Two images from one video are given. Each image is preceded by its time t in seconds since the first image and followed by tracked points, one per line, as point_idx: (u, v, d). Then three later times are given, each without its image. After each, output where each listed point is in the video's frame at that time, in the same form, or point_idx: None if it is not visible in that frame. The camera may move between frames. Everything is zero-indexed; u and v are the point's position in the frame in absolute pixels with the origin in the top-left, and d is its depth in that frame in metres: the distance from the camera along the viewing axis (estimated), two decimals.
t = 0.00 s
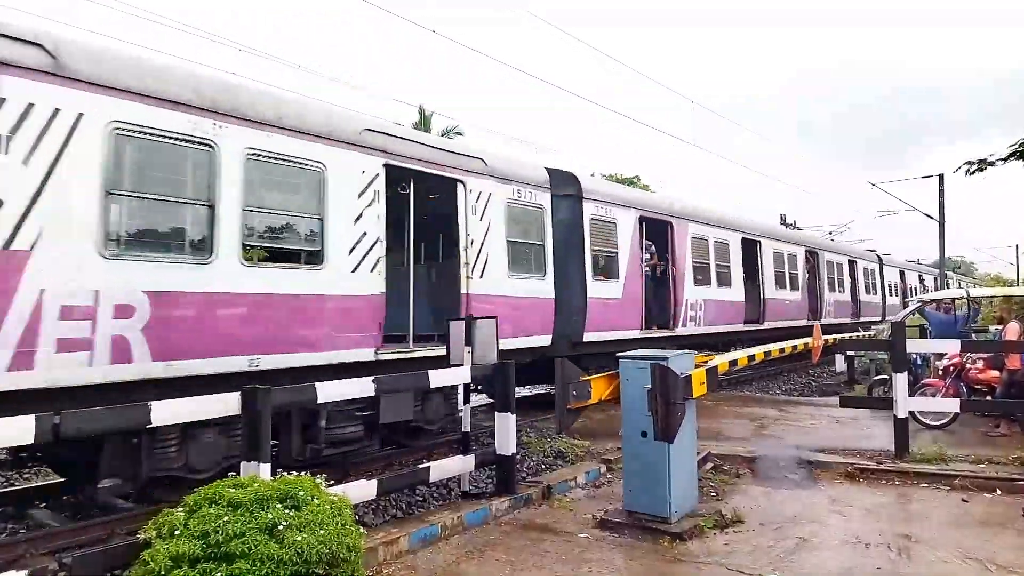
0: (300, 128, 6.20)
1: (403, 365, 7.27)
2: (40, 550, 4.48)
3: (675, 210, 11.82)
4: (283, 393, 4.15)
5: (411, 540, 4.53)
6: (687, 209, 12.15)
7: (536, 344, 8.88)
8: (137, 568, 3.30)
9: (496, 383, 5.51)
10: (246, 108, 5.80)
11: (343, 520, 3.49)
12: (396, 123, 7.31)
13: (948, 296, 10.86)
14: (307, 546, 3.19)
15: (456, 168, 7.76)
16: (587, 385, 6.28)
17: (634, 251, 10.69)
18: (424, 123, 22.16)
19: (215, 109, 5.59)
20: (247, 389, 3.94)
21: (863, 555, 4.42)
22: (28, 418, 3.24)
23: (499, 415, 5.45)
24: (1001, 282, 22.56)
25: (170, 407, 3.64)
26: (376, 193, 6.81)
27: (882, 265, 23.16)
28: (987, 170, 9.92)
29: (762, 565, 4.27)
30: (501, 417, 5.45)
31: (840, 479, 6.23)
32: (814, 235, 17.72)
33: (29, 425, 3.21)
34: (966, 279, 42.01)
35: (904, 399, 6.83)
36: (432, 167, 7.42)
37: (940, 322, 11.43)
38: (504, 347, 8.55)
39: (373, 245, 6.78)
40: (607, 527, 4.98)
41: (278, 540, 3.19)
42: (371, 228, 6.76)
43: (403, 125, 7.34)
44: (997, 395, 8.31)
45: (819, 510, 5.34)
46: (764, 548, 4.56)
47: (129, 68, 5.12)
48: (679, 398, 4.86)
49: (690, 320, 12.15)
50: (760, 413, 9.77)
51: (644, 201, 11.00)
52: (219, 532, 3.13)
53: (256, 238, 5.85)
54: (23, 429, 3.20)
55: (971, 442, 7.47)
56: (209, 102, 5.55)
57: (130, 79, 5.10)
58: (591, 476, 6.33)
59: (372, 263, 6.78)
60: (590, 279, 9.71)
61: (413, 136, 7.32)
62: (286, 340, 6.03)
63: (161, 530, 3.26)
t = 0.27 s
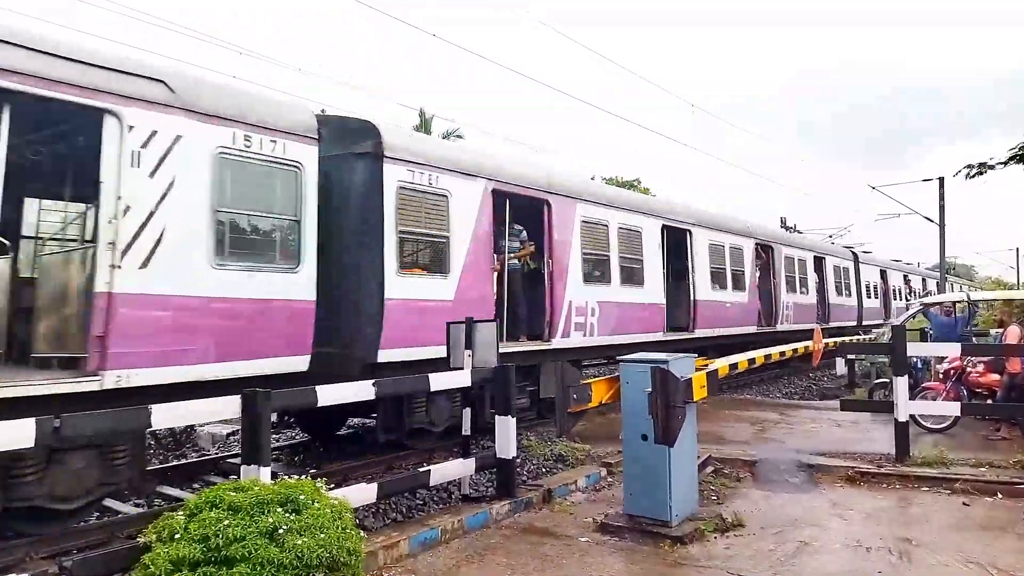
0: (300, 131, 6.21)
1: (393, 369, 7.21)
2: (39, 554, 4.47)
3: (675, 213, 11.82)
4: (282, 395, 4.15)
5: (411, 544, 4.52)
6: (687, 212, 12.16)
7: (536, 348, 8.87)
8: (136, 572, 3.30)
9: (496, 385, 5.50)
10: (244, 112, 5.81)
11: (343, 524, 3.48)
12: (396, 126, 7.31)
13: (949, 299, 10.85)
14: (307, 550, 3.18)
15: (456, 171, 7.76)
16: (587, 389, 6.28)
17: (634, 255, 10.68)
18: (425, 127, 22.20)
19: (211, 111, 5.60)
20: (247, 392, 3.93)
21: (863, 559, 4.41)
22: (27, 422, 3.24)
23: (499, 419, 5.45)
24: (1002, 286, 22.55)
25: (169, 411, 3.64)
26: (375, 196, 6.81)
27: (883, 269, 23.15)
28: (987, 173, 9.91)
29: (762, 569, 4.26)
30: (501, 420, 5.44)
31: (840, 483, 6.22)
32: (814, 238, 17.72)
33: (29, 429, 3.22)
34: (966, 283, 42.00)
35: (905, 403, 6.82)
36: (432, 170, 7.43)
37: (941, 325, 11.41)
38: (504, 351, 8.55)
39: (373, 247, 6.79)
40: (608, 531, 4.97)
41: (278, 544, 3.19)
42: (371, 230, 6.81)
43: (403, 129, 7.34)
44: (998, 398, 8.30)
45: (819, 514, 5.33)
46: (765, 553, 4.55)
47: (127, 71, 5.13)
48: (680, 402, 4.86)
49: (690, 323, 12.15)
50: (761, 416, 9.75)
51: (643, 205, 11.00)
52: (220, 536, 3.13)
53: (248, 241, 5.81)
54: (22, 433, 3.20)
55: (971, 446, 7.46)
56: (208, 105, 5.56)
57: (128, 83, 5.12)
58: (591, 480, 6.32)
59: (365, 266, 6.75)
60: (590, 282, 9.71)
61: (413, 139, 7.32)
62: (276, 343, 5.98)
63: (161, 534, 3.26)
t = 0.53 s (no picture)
0: (301, 133, 6.23)
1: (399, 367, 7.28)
2: (40, 554, 4.48)
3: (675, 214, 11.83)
4: (283, 396, 4.15)
5: (412, 545, 4.52)
6: (688, 213, 12.16)
7: (537, 348, 8.88)
8: (137, 572, 3.30)
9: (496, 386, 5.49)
10: (245, 114, 5.83)
11: (344, 525, 3.48)
12: (396, 128, 7.32)
13: (950, 300, 10.84)
14: (307, 551, 3.19)
15: (458, 173, 7.78)
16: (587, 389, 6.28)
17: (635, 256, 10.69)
18: (426, 129, 22.22)
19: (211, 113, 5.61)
20: (248, 393, 3.93)
21: (864, 560, 4.41)
22: (28, 422, 3.24)
23: (500, 419, 5.45)
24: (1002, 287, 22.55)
25: (170, 411, 3.64)
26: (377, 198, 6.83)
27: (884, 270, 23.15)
28: (988, 175, 9.91)
29: (762, 570, 4.26)
30: (501, 421, 5.44)
31: (840, 484, 6.22)
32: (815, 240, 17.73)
33: (30, 428, 3.22)
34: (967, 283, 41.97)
35: (906, 404, 6.82)
36: (433, 172, 7.44)
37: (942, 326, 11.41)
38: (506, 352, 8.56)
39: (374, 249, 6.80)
40: (608, 531, 4.97)
41: (279, 545, 3.18)
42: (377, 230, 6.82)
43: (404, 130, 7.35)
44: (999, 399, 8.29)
45: (820, 515, 5.33)
46: (766, 553, 4.55)
47: (126, 74, 5.16)
48: (681, 403, 4.86)
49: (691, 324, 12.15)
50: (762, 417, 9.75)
51: (644, 206, 11.00)
52: (220, 536, 3.13)
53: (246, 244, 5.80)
54: (23, 433, 3.20)
55: (972, 447, 7.45)
56: (208, 108, 5.58)
57: (128, 86, 5.14)
58: (592, 480, 6.32)
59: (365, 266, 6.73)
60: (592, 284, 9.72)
61: (413, 140, 7.33)
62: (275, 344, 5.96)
63: (162, 534, 3.26)
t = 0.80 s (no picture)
0: (303, 133, 6.23)
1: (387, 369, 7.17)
2: (40, 554, 4.48)
3: (675, 214, 11.82)
4: (284, 396, 4.15)
5: (412, 545, 4.52)
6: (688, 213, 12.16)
7: (537, 349, 8.87)
8: (137, 572, 3.30)
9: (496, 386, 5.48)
10: (245, 113, 5.83)
11: (344, 525, 3.49)
12: (396, 127, 7.31)
13: (950, 300, 10.84)
14: (307, 551, 3.19)
15: (458, 173, 7.78)
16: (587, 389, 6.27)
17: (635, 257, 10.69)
18: (426, 129, 22.20)
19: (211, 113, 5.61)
20: (248, 393, 3.93)
21: (863, 560, 4.41)
22: (28, 422, 3.25)
23: (501, 419, 5.45)
24: (1002, 287, 22.55)
25: (170, 411, 3.64)
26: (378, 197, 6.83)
27: (884, 271, 23.16)
28: (988, 175, 9.91)
29: (762, 570, 4.27)
30: (501, 421, 5.44)
31: (840, 484, 6.22)
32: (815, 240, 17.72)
33: (30, 429, 3.22)
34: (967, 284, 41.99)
35: (906, 404, 6.82)
36: (434, 171, 7.44)
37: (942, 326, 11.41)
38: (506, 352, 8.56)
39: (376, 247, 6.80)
40: (608, 532, 4.97)
41: (279, 545, 3.19)
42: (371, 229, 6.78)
43: (404, 130, 7.35)
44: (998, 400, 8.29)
45: (820, 516, 5.33)
46: (765, 554, 4.55)
47: (126, 74, 5.16)
48: (681, 403, 4.86)
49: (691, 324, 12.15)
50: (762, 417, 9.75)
51: (644, 206, 10.99)
52: (220, 537, 3.14)
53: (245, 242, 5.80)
54: (23, 433, 3.20)
55: (972, 447, 7.45)
56: (209, 108, 5.59)
57: (129, 86, 5.14)
58: (591, 481, 6.32)
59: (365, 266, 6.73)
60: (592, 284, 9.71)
61: (413, 140, 7.33)
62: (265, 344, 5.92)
63: (162, 534, 3.26)
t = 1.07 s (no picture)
0: (303, 134, 6.24)
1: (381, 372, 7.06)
2: (42, 555, 4.48)
3: (675, 215, 11.82)
4: (284, 398, 4.16)
5: (413, 546, 4.53)
6: (687, 214, 12.18)
7: (537, 349, 8.88)
8: (139, 572, 3.30)
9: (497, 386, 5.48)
10: (246, 115, 5.84)
11: (345, 526, 3.49)
12: (396, 129, 7.33)
13: (950, 300, 10.85)
14: (308, 552, 3.19)
15: (458, 174, 7.78)
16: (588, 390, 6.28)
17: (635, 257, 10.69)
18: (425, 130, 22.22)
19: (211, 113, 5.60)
20: (249, 395, 3.94)
21: (864, 560, 4.41)
22: (30, 423, 3.25)
23: (501, 420, 5.45)
24: (1001, 288, 22.58)
25: (171, 413, 3.64)
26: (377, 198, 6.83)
27: (883, 271, 23.18)
28: (988, 175, 9.92)
29: (763, 570, 4.27)
30: (502, 422, 5.44)
31: (841, 484, 6.23)
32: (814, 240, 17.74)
33: (31, 430, 3.23)
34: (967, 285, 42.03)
35: (907, 404, 6.82)
36: (433, 173, 7.45)
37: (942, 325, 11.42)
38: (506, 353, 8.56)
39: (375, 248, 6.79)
40: (609, 532, 4.97)
41: (280, 546, 3.19)
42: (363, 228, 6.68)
43: (403, 131, 7.35)
44: (998, 399, 8.30)
45: (821, 516, 5.34)
46: (766, 554, 4.55)
47: (128, 75, 5.16)
48: (681, 403, 4.86)
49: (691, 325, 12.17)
50: (762, 418, 9.76)
51: (644, 207, 11.00)
52: (221, 538, 3.14)
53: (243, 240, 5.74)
54: (24, 435, 3.21)
55: (973, 447, 7.45)
56: (210, 109, 5.59)
57: (130, 87, 5.14)
58: (592, 481, 6.32)
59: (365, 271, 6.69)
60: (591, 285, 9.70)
61: (413, 141, 7.33)
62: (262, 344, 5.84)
63: (163, 535, 3.27)
